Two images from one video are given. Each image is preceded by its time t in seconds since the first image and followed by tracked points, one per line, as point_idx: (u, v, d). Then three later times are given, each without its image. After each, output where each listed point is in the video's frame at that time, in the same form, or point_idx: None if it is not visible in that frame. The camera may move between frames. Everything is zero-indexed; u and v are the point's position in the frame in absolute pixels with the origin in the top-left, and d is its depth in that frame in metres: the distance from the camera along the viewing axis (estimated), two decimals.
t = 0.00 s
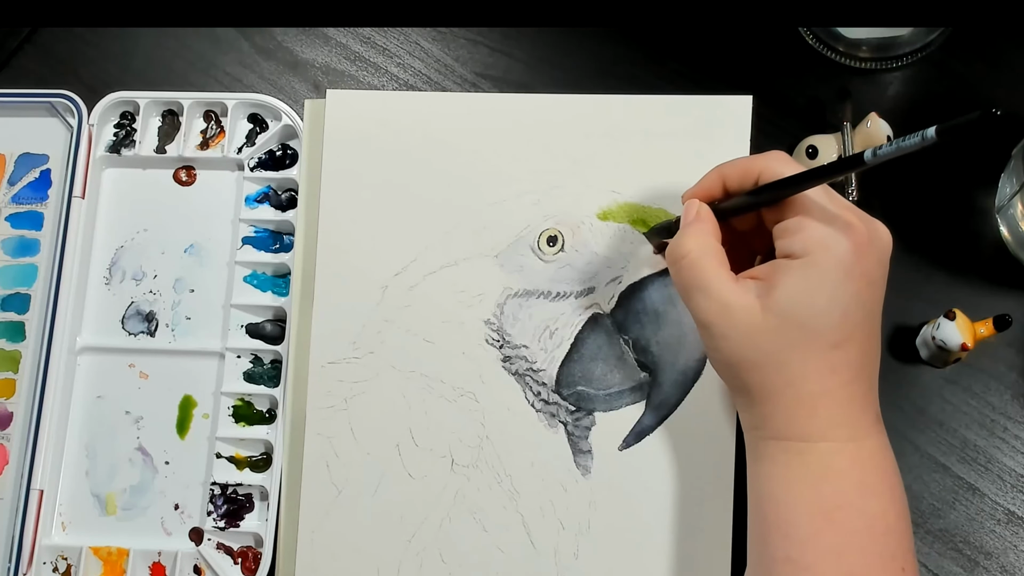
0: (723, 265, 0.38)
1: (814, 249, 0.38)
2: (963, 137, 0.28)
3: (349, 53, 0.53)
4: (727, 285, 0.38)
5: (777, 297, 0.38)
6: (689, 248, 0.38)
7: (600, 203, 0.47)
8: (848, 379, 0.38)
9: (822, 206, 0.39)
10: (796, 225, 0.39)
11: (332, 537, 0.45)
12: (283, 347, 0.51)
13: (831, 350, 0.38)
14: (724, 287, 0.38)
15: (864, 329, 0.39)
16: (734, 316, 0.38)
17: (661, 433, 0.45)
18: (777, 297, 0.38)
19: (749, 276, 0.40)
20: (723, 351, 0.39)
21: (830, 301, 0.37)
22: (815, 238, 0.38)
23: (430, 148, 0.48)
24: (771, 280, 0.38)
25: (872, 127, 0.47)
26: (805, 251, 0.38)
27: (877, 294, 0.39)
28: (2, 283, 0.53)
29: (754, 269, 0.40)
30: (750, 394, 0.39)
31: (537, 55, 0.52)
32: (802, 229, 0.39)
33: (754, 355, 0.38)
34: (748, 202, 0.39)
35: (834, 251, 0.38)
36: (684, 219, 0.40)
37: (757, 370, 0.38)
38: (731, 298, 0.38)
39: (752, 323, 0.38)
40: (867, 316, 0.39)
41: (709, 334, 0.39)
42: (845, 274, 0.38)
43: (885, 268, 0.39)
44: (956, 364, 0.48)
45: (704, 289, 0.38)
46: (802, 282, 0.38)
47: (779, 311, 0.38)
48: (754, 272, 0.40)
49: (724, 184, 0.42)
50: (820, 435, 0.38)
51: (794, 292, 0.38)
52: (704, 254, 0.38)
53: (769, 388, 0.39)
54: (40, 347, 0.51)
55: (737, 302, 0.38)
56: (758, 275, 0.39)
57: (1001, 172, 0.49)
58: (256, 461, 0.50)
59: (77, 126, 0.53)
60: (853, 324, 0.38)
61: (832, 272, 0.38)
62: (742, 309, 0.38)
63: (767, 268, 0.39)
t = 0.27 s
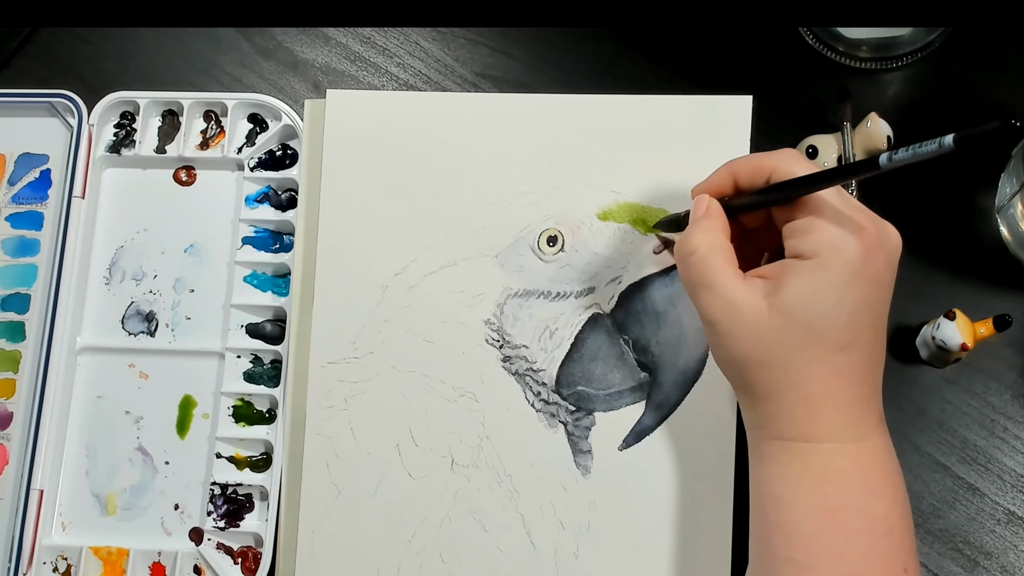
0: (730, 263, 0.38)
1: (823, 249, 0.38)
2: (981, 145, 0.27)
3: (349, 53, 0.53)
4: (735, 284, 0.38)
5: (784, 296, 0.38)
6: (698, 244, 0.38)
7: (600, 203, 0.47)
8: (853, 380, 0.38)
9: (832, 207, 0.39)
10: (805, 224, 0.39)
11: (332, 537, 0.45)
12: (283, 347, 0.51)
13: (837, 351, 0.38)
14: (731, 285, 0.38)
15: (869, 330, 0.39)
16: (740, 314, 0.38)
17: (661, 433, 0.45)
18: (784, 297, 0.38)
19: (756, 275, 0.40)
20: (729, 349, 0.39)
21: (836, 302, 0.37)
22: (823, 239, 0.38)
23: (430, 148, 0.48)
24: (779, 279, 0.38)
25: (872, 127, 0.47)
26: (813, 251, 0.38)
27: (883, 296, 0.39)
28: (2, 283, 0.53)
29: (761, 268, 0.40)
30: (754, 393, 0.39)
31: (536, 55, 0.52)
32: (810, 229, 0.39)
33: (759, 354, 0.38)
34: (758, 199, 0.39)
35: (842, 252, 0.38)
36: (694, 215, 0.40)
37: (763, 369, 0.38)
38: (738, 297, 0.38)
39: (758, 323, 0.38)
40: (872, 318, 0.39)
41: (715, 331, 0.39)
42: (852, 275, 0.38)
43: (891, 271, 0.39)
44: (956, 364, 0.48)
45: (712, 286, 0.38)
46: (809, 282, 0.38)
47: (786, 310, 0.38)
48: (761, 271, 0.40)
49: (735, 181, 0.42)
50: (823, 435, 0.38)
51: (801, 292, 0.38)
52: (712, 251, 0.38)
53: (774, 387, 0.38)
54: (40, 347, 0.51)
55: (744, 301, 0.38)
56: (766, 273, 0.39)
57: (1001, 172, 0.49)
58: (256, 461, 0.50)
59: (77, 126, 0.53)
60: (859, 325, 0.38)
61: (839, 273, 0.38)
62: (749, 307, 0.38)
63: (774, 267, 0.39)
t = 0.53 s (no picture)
0: (728, 262, 0.38)
1: (821, 249, 0.38)
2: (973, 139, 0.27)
3: (349, 53, 0.53)
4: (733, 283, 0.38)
5: (783, 296, 0.38)
6: (696, 245, 0.38)
7: (600, 203, 0.47)
8: (853, 380, 0.38)
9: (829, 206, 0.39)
10: (803, 224, 0.39)
11: (332, 537, 0.45)
12: (283, 347, 0.51)
13: (836, 350, 0.38)
14: (729, 285, 0.38)
15: (868, 329, 0.39)
16: (738, 314, 0.38)
17: (660, 433, 0.45)
18: (783, 296, 0.38)
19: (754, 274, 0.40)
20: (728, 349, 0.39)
21: (834, 301, 0.37)
22: (821, 238, 0.38)
23: (430, 148, 0.48)
24: (777, 279, 0.38)
25: (872, 127, 0.47)
26: (811, 250, 0.38)
27: (882, 295, 0.39)
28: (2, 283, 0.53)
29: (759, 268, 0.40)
30: (754, 393, 0.39)
31: (536, 55, 0.52)
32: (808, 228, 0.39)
33: (757, 353, 0.38)
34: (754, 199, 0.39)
35: (840, 251, 0.38)
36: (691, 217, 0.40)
37: (764, 368, 0.38)
38: (737, 296, 0.38)
39: (757, 322, 0.38)
40: (871, 317, 0.39)
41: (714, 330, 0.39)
42: (850, 274, 0.38)
43: (890, 270, 0.39)
44: (956, 364, 0.48)
45: (710, 286, 0.38)
46: (807, 281, 0.38)
47: (784, 309, 0.38)
48: (759, 271, 0.40)
49: (732, 183, 0.42)
50: (822, 435, 0.38)
51: (799, 291, 0.38)
52: (709, 251, 0.38)
53: (775, 387, 0.38)
54: (40, 347, 0.51)
55: (743, 300, 0.38)
56: (764, 273, 0.39)
57: (1001, 171, 0.49)
58: (256, 461, 0.50)
59: (77, 126, 0.53)
60: (857, 325, 0.38)
61: (837, 272, 0.38)
62: (747, 307, 0.38)
63: (772, 267, 0.39)
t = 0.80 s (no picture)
0: (746, 260, 0.38)
1: (840, 253, 0.38)
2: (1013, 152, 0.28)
3: (349, 53, 0.54)
4: (750, 282, 0.38)
5: (801, 296, 0.38)
6: (714, 238, 0.38)
7: (600, 203, 0.47)
8: (863, 384, 0.38)
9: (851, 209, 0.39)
10: (825, 226, 0.39)
11: (332, 537, 0.45)
12: (283, 347, 0.51)
13: (847, 354, 0.38)
14: (744, 282, 0.38)
15: (884, 336, 0.38)
16: (754, 313, 0.38)
17: (660, 433, 0.45)
18: (799, 298, 0.38)
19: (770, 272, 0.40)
20: (740, 347, 0.39)
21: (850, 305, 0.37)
22: (842, 242, 0.38)
23: (430, 148, 0.48)
24: (794, 280, 0.38)
25: (872, 127, 0.47)
26: (831, 253, 0.38)
27: (900, 303, 0.39)
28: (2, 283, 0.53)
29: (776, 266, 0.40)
30: (764, 392, 0.39)
31: (536, 55, 0.52)
32: (830, 231, 0.39)
33: (769, 352, 0.38)
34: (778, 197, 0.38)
35: (860, 256, 0.38)
36: (711, 210, 0.40)
37: (774, 367, 0.38)
38: (753, 295, 0.38)
39: (771, 322, 0.38)
40: (886, 324, 0.38)
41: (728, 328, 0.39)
42: (868, 280, 0.38)
43: (909, 278, 0.39)
44: (956, 364, 0.48)
45: (726, 282, 0.38)
46: (824, 284, 0.38)
47: (799, 310, 0.38)
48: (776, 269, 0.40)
49: (755, 178, 0.42)
50: (829, 436, 0.38)
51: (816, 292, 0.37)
52: (727, 247, 0.38)
53: (784, 388, 0.38)
54: (40, 347, 0.51)
55: (758, 299, 0.38)
56: (781, 271, 0.39)
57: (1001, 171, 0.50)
58: (256, 461, 0.50)
59: (77, 126, 0.53)
60: (872, 330, 0.38)
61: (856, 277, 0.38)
62: (763, 306, 0.38)
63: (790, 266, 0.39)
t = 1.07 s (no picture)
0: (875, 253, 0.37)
1: (950, 279, 0.36)
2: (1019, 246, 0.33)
3: (349, 53, 0.54)
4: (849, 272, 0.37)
5: (895, 311, 0.36)
6: (851, 214, 0.37)
7: (600, 203, 0.47)
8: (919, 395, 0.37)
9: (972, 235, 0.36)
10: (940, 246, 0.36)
11: (332, 537, 0.45)
12: (283, 347, 0.51)
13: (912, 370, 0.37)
14: (845, 272, 0.37)
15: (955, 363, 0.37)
16: (845, 308, 0.37)
17: (661, 433, 0.45)
18: (892, 312, 0.36)
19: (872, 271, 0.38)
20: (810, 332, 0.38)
21: (941, 329, 0.36)
22: (954, 269, 0.36)
23: (430, 149, 0.48)
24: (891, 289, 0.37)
25: (873, 127, 0.47)
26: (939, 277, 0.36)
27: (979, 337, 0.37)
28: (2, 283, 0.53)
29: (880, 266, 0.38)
30: (812, 382, 0.39)
31: (536, 55, 0.53)
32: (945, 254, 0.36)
33: (842, 348, 0.37)
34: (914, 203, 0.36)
35: (966, 288, 0.36)
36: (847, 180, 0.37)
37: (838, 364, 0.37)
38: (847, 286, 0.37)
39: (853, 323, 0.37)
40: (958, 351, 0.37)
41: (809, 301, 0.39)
42: (964, 310, 0.36)
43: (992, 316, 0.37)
44: (956, 364, 0.48)
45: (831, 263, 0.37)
46: (922, 304, 0.36)
47: (891, 323, 0.36)
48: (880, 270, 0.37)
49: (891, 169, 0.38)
50: (871, 441, 0.38)
51: (910, 309, 0.36)
52: (856, 233, 0.37)
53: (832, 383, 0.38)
54: (40, 347, 0.51)
55: (854, 292, 0.37)
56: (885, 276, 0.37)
57: (1001, 171, 0.50)
58: (256, 461, 0.50)
59: (77, 126, 0.53)
60: (950, 353, 0.37)
61: (956, 305, 0.36)
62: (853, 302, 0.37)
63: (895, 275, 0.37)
